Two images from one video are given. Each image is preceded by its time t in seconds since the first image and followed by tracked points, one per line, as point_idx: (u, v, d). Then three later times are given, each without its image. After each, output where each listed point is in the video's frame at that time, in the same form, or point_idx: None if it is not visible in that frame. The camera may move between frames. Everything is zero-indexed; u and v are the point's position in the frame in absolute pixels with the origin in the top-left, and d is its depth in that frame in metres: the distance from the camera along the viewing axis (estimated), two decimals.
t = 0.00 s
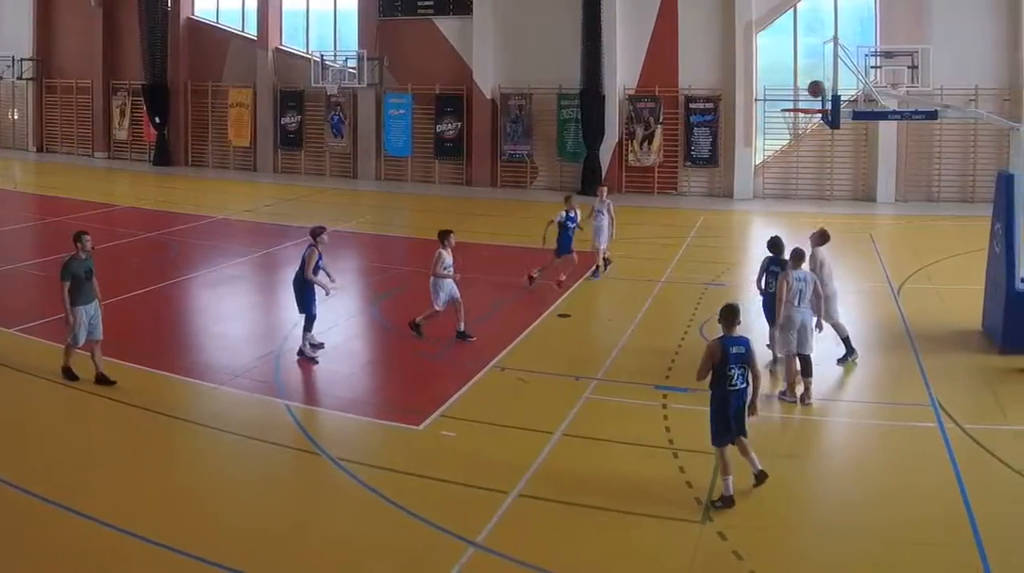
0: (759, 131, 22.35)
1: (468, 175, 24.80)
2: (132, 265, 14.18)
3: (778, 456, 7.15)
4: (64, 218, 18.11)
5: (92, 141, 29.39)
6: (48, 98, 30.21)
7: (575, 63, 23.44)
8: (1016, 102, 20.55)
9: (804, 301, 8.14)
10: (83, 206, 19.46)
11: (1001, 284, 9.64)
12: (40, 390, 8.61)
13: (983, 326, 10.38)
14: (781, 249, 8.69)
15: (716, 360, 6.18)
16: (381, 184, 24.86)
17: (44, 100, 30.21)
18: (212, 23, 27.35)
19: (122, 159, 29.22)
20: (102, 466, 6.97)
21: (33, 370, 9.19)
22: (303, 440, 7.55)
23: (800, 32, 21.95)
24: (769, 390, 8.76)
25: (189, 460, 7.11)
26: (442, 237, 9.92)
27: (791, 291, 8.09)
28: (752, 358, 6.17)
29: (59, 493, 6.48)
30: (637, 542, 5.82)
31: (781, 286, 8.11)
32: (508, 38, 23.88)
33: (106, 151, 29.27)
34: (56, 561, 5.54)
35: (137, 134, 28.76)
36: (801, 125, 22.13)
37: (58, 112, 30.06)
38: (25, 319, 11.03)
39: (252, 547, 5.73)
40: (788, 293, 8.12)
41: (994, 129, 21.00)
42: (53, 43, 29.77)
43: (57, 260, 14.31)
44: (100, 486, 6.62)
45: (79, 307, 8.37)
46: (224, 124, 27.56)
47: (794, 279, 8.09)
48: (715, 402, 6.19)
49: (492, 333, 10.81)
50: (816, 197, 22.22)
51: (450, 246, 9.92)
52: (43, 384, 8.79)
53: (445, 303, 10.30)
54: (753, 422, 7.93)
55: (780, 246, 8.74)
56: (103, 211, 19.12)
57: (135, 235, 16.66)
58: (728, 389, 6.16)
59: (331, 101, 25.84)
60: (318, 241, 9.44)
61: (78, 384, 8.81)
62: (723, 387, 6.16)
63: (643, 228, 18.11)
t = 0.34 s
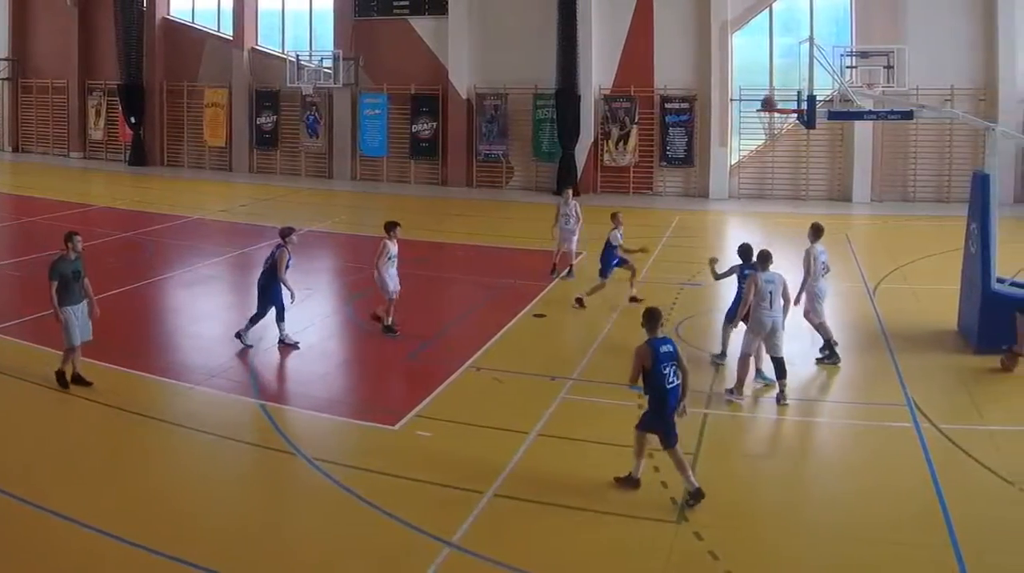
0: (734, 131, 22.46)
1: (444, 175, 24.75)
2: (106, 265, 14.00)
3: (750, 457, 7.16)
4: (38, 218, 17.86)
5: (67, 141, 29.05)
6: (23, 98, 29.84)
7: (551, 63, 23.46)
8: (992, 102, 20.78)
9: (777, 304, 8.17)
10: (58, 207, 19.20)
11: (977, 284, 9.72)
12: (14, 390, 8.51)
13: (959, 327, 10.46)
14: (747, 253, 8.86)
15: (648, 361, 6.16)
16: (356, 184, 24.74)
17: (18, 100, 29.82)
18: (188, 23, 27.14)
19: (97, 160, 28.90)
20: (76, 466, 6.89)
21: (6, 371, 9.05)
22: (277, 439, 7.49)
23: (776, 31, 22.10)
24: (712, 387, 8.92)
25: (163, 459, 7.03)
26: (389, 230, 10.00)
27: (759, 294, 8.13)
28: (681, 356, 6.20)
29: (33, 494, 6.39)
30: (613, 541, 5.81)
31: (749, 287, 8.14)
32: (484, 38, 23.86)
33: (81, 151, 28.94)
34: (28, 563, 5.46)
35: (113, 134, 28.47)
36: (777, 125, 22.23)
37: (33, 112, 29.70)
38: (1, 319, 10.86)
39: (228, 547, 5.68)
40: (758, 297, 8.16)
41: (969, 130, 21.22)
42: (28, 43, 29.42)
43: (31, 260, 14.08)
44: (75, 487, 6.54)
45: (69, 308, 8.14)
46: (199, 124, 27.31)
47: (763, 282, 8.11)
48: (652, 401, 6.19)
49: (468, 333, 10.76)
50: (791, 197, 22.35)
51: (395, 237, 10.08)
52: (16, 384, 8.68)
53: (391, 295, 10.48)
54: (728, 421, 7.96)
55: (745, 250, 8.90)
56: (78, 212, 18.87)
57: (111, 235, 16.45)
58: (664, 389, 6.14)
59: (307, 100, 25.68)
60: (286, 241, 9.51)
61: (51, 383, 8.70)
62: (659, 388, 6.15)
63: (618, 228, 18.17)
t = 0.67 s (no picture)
0: (711, 131, 22.55)
1: (421, 175, 24.67)
2: (82, 264, 13.82)
3: (728, 457, 7.18)
4: (13, 218, 17.63)
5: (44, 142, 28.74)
6: None
7: (528, 64, 23.45)
8: (969, 102, 20.99)
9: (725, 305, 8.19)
10: (33, 207, 18.97)
11: (955, 284, 9.82)
12: None
13: (936, 327, 10.54)
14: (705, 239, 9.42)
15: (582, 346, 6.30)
16: (333, 184, 24.61)
17: None
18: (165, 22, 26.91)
19: (74, 160, 28.60)
20: (53, 467, 6.82)
21: None
22: (255, 440, 7.43)
23: (753, 32, 22.27)
24: (686, 388, 8.92)
25: (141, 460, 6.97)
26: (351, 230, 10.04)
27: (714, 295, 8.14)
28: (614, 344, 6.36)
29: (7, 494, 6.33)
30: (592, 542, 5.80)
31: (704, 288, 8.18)
32: (461, 38, 23.81)
33: (59, 151, 28.66)
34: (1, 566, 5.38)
35: (90, 134, 28.19)
36: (754, 125, 22.36)
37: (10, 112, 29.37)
38: None
39: (206, 547, 5.64)
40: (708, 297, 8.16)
41: (945, 130, 21.47)
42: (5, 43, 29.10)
43: (6, 259, 13.87)
44: (49, 487, 6.48)
45: (57, 313, 7.98)
46: (176, 123, 27.06)
47: (717, 283, 8.15)
48: (580, 387, 6.36)
49: (445, 333, 10.72)
50: (768, 197, 22.48)
51: (357, 238, 10.14)
52: None
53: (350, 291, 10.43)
54: (706, 421, 7.99)
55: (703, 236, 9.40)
56: (55, 212, 18.61)
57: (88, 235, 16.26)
58: (593, 373, 6.31)
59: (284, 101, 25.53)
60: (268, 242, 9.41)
61: (27, 384, 8.59)
62: (589, 372, 6.31)
63: (596, 228, 18.19)
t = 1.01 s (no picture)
0: (689, 131, 22.61)
1: (400, 175, 24.58)
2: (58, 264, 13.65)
3: (707, 458, 7.18)
4: None
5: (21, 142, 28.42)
6: None
7: (506, 64, 23.43)
8: (947, 102, 21.18)
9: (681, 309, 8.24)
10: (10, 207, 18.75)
11: (932, 285, 9.89)
12: None
13: (914, 326, 10.62)
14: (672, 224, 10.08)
15: (513, 341, 6.45)
16: (311, 184, 24.47)
17: None
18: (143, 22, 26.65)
19: (52, 160, 28.31)
20: (31, 467, 6.74)
21: None
22: (233, 440, 7.35)
23: (732, 32, 22.43)
24: (662, 388, 8.91)
25: (119, 459, 6.90)
26: (324, 230, 9.92)
27: (671, 292, 8.19)
28: (547, 338, 6.54)
29: None
30: (570, 542, 5.78)
31: (661, 285, 8.21)
32: (440, 39, 23.76)
33: (37, 151, 28.35)
34: None
35: (69, 134, 27.92)
36: (732, 125, 22.44)
37: None
38: None
39: (184, 547, 5.59)
40: (665, 297, 8.22)
41: (923, 129, 21.59)
42: None
43: None
44: (25, 487, 6.40)
45: (44, 317, 7.86)
46: (154, 123, 26.81)
47: (675, 280, 8.22)
48: (512, 382, 6.52)
49: (424, 333, 10.69)
50: (746, 196, 22.59)
51: (331, 238, 10.01)
52: None
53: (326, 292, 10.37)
54: (686, 421, 8.00)
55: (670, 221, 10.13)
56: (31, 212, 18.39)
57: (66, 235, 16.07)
58: (526, 368, 6.46)
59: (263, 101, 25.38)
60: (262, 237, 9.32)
61: (4, 384, 8.47)
62: (522, 367, 6.46)
63: (574, 228, 18.22)
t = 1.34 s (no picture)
0: (666, 131, 22.73)
1: (377, 175, 24.47)
2: (34, 263, 13.45)
3: (684, 458, 7.18)
4: None
5: None
6: None
7: (484, 65, 23.38)
8: (924, 102, 21.39)
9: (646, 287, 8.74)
10: None
11: (910, 286, 9.96)
12: None
13: (892, 326, 10.69)
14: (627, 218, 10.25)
15: (458, 333, 6.58)
16: (287, 184, 24.31)
17: None
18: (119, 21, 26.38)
19: (29, 160, 27.98)
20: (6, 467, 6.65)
21: None
22: (210, 440, 7.27)
23: (709, 32, 22.49)
24: (640, 388, 8.91)
25: (96, 459, 6.82)
26: (306, 231, 9.73)
27: (631, 282, 8.61)
28: (492, 330, 6.63)
29: None
30: (548, 542, 5.76)
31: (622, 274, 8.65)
32: (418, 39, 23.67)
33: (13, 151, 28.03)
34: None
35: (46, 134, 27.63)
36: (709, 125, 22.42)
37: None
38: None
39: (161, 547, 5.53)
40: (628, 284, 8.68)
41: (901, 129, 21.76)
42: None
43: None
44: None
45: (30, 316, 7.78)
46: (131, 122, 26.54)
47: (635, 272, 8.62)
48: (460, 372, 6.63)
49: (401, 333, 10.64)
50: (723, 196, 22.70)
51: (314, 240, 9.81)
52: None
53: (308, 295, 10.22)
54: (664, 421, 8.01)
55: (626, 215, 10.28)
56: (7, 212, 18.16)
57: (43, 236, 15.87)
58: (471, 359, 6.59)
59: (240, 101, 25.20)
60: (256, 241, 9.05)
61: None
62: (467, 359, 6.59)
63: (551, 228, 18.23)
